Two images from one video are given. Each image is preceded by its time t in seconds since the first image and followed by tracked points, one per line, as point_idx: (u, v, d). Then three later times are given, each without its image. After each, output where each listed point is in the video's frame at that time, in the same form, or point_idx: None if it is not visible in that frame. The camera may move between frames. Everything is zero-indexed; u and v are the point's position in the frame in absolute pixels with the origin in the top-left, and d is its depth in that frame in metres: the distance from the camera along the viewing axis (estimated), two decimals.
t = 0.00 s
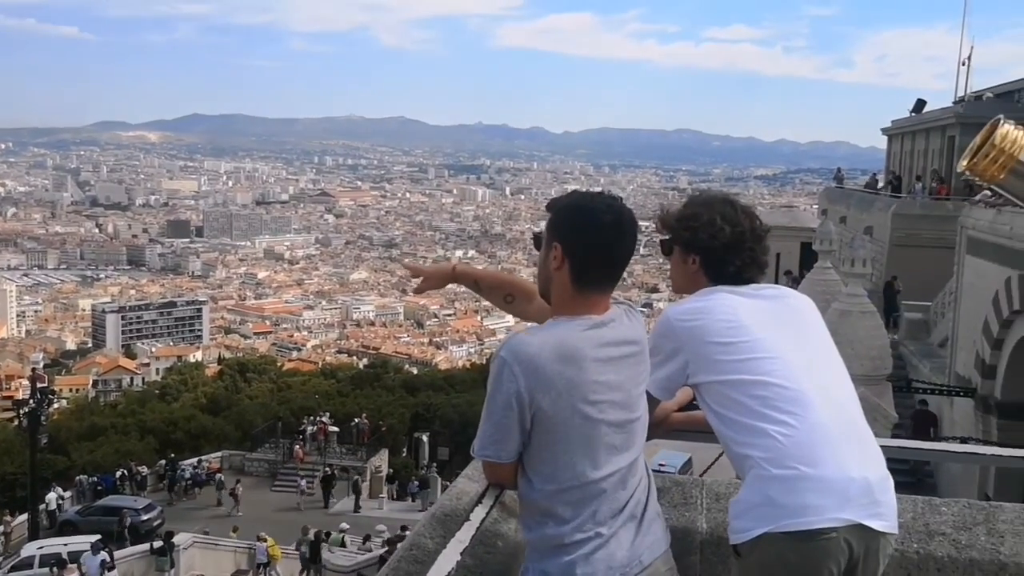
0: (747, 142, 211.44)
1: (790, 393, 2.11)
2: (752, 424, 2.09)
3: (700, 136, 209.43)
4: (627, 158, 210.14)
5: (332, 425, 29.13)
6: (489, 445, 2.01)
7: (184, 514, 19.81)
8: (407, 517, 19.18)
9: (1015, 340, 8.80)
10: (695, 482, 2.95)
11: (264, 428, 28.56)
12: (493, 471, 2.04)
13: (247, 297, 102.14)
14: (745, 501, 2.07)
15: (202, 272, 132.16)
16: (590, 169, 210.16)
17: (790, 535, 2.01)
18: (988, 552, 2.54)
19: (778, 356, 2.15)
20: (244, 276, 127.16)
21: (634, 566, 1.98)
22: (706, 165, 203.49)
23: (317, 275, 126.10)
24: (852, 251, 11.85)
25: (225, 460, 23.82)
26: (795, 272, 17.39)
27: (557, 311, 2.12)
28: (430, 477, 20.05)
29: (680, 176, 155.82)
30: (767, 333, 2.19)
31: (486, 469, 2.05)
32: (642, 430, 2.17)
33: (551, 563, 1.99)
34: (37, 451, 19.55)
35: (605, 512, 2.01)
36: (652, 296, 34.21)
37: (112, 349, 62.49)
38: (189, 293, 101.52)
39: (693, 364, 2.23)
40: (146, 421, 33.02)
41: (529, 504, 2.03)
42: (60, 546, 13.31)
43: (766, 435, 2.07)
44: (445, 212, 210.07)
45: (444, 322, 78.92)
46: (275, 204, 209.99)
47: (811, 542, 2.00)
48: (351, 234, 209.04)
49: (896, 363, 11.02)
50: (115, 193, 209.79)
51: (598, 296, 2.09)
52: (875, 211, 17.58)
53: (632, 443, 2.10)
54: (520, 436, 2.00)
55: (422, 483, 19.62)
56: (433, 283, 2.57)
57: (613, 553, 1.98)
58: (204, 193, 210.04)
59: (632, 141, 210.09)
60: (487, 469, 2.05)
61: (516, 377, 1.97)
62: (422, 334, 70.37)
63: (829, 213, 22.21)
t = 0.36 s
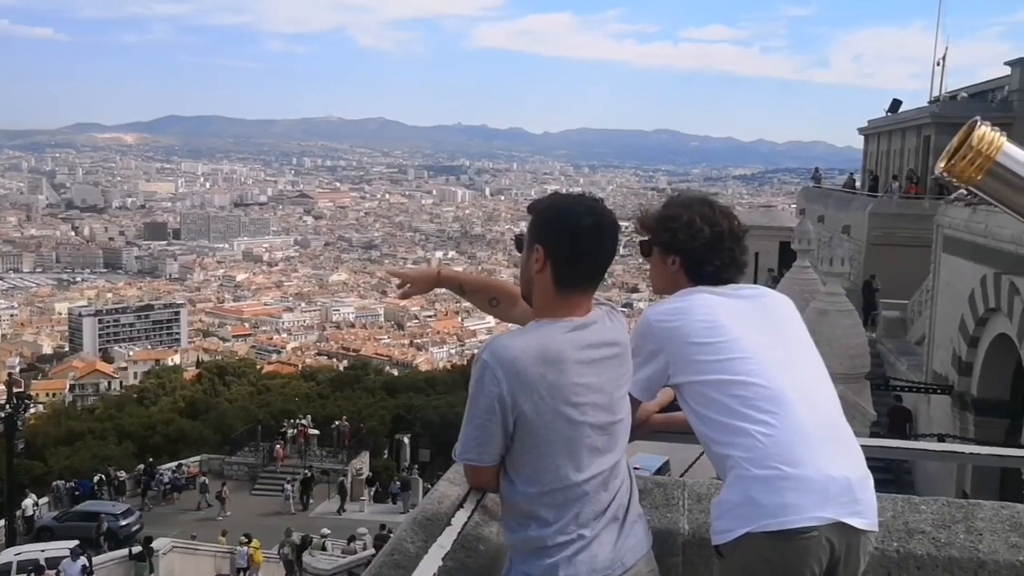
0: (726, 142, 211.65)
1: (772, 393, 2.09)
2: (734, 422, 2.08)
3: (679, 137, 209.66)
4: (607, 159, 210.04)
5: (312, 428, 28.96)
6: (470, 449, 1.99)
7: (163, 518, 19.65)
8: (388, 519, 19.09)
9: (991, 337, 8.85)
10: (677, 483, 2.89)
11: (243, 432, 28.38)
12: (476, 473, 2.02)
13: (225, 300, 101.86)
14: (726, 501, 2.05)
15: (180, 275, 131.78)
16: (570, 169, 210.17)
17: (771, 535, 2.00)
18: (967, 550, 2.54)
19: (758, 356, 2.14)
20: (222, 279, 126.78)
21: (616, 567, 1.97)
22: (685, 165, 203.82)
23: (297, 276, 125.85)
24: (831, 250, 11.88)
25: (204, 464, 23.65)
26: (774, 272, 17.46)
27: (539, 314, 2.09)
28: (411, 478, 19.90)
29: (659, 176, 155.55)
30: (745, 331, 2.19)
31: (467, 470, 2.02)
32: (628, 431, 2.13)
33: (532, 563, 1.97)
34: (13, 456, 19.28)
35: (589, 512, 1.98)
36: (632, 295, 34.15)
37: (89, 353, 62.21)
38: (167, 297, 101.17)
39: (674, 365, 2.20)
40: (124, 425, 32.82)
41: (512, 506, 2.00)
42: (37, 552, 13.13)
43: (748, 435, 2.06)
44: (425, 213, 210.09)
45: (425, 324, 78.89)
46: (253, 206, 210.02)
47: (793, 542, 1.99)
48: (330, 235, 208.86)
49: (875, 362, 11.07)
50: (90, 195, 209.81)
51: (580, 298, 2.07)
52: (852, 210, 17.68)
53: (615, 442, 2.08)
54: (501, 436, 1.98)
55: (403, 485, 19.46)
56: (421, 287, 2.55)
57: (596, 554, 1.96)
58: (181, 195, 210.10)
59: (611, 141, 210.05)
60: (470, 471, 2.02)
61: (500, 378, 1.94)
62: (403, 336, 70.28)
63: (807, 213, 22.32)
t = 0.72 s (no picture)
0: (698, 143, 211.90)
1: (745, 393, 2.08)
2: (708, 420, 2.07)
3: (650, 138, 209.96)
4: (578, 159, 209.99)
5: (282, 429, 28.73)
6: (444, 450, 1.98)
7: (132, 521, 19.41)
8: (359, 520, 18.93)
9: (957, 336, 8.95)
10: (652, 482, 2.87)
11: (213, 434, 28.12)
12: (450, 472, 2.00)
13: (194, 301, 101.31)
14: (702, 501, 2.04)
15: (148, 276, 131.07)
16: (541, 170, 210.18)
17: (747, 534, 1.99)
18: (937, 547, 2.55)
19: (730, 355, 2.13)
20: (191, 280, 126.09)
21: (591, 568, 1.95)
22: (656, 166, 204.39)
23: (266, 277, 125.41)
24: (801, 250, 11.95)
25: (173, 468, 23.45)
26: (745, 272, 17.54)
27: (513, 311, 2.07)
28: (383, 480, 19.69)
29: (631, 177, 155.33)
30: (720, 331, 2.18)
31: (443, 472, 1.99)
32: (600, 431, 2.12)
33: (507, 564, 1.96)
34: None
35: (566, 513, 1.96)
36: (604, 295, 34.16)
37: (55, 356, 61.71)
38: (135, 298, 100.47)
39: (648, 365, 2.19)
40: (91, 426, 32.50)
41: (489, 506, 1.99)
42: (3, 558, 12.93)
43: (723, 434, 2.05)
44: (396, 214, 210.05)
45: (397, 325, 78.79)
46: (222, 206, 210.00)
47: (769, 541, 1.98)
48: (300, 236, 208.53)
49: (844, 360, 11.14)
50: (57, 196, 209.96)
51: (555, 298, 2.05)
52: (821, 210, 17.82)
53: (590, 443, 2.05)
54: (478, 435, 1.96)
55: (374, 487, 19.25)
56: (398, 291, 2.52)
57: (571, 554, 1.94)
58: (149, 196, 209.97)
59: (582, 142, 210.02)
60: (443, 472, 2.00)
61: (477, 379, 1.93)
62: (374, 337, 70.13)
63: (777, 213, 22.44)
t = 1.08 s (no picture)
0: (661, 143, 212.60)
1: (714, 392, 2.07)
2: (678, 420, 2.05)
3: (613, 138, 210.04)
4: (542, 159, 210.04)
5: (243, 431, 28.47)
6: (413, 453, 1.94)
7: (90, 525, 19.16)
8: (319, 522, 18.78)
9: (915, 335, 9.07)
10: (619, 482, 2.87)
11: (173, 436, 27.83)
12: (420, 476, 1.97)
13: (154, 301, 100.49)
14: (672, 499, 2.03)
15: (107, 276, 130.04)
16: (505, 170, 210.18)
17: (714, 531, 1.98)
18: (900, 544, 2.56)
19: (699, 355, 2.12)
20: (151, 280, 125.04)
21: (561, 569, 1.93)
22: (620, 166, 205.03)
23: (228, 276, 124.59)
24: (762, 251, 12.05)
25: (132, 469, 23.23)
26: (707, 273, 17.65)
27: (481, 315, 2.04)
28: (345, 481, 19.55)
29: (595, 178, 155.15)
30: (688, 331, 2.17)
31: (411, 474, 1.96)
32: (571, 432, 2.09)
33: (477, 563, 1.93)
34: None
35: (536, 514, 1.94)
36: (566, 295, 34.29)
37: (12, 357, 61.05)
38: (93, 298, 99.55)
39: (618, 366, 2.17)
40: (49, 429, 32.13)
41: (457, 509, 1.96)
42: None
43: (691, 433, 2.04)
44: (359, 214, 209.95)
45: (360, 325, 78.54)
46: (181, 205, 210.11)
47: (736, 538, 1.97)
48: (261, 236, 207.84)
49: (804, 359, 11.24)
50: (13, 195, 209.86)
51: (523, 299, 2.02)
52: (783, 211, 17.97)
53: (560, 446, 2.03)
54: (447, 436, 1.93)
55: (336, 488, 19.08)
56: (366, 293, 2.49)
57: (541, 555, 1.92)
58: (107, 194, 210.07)
59: (546, 142, 210.02)
60: (411, 474, 1.97)
61: (444, 380, 1.90)
62: (337, 337, 69.90)
63: (740, 214, 22.63)
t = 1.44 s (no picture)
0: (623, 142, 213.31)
1: (685, 391, 2.05)
2: (649, 420, 2.03)
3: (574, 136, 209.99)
4: (503, 158, 210.11)
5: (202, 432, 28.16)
6: (382, 453, 1.90)
7: (45, 528, 18.81)
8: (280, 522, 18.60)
9: (873, 333, 9.17)
10: (587, 482, 2.84)
11: (130, 437, 27.47)
12: (389, 479, 1.93)
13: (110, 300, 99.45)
14: (644, 500, 2.01)
15: (61, 274, 128.59)
16: (466, 168, 210.12)
17: (687, 531, 1.96)
18: (866, 541, 2.56)
19: (668, 356, 2.10)
20: (107, 278, 123.63)
21: (532, 571, 1.90)
22: (581, 164, 205.63)
23: (185, 275, 123.50)
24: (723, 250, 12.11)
25: (87, 471, 22.91)
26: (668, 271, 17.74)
27: (452, 315, 2.00)
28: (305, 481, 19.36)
29: (557, 176, 155.24)
30: (657, 330, 2.14)
31: (380, 476, 1.92)
32: (542, 434, 2.06)
33: (449, 567, 1.90)
34: None
35: (505, 515, 1.91)
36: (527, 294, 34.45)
37: None
38: (48, 296, 98.30)
39: (589, 366, 2.15)
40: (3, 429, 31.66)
41: (428, 512, 1.92)
42: None
43: (665, 433, 2.02)
44: (320, 212, 209.87)
45: (320, 324, 78.21)
46: (138, 203, 210.08)
47: (708, 538, 1.95)
48: (220, 234, 206.58)
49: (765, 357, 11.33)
50: None
51: (494, 298, 1.99)
52: (743, 211, 18.12)
53: (531, 447, 2.00)
54: (416, 439, 1.90)
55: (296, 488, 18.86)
56: (335, 292, 2.44)
57: (513, 559, 1.89)
58: (62, 191, 209.72)
59: (508, 141, 209.99)
60: (379, 477, 1.92)
61: (416, 382, 1.86)
62: (297, 336, 69.56)
63: (699, 213, 22.80)
